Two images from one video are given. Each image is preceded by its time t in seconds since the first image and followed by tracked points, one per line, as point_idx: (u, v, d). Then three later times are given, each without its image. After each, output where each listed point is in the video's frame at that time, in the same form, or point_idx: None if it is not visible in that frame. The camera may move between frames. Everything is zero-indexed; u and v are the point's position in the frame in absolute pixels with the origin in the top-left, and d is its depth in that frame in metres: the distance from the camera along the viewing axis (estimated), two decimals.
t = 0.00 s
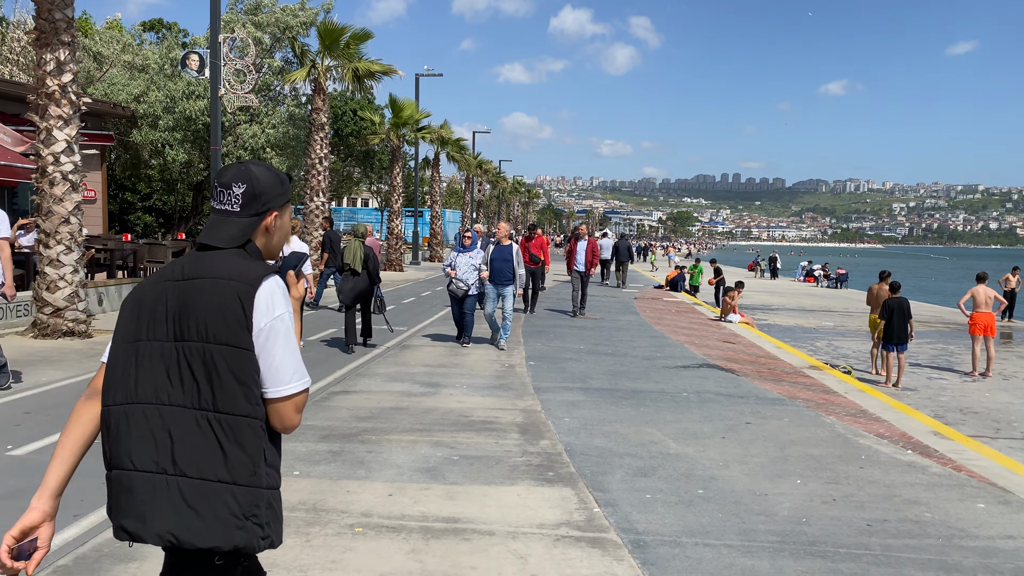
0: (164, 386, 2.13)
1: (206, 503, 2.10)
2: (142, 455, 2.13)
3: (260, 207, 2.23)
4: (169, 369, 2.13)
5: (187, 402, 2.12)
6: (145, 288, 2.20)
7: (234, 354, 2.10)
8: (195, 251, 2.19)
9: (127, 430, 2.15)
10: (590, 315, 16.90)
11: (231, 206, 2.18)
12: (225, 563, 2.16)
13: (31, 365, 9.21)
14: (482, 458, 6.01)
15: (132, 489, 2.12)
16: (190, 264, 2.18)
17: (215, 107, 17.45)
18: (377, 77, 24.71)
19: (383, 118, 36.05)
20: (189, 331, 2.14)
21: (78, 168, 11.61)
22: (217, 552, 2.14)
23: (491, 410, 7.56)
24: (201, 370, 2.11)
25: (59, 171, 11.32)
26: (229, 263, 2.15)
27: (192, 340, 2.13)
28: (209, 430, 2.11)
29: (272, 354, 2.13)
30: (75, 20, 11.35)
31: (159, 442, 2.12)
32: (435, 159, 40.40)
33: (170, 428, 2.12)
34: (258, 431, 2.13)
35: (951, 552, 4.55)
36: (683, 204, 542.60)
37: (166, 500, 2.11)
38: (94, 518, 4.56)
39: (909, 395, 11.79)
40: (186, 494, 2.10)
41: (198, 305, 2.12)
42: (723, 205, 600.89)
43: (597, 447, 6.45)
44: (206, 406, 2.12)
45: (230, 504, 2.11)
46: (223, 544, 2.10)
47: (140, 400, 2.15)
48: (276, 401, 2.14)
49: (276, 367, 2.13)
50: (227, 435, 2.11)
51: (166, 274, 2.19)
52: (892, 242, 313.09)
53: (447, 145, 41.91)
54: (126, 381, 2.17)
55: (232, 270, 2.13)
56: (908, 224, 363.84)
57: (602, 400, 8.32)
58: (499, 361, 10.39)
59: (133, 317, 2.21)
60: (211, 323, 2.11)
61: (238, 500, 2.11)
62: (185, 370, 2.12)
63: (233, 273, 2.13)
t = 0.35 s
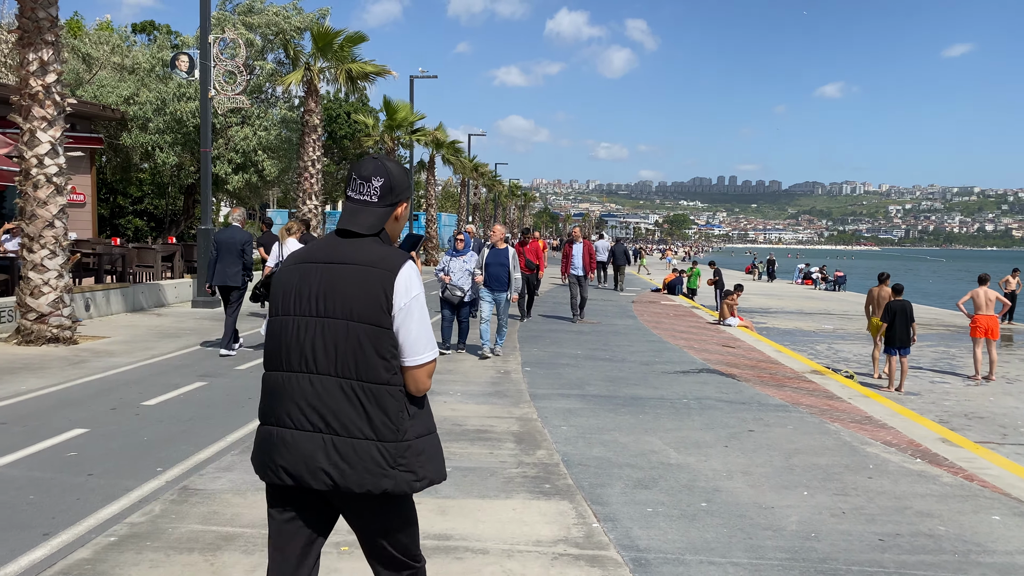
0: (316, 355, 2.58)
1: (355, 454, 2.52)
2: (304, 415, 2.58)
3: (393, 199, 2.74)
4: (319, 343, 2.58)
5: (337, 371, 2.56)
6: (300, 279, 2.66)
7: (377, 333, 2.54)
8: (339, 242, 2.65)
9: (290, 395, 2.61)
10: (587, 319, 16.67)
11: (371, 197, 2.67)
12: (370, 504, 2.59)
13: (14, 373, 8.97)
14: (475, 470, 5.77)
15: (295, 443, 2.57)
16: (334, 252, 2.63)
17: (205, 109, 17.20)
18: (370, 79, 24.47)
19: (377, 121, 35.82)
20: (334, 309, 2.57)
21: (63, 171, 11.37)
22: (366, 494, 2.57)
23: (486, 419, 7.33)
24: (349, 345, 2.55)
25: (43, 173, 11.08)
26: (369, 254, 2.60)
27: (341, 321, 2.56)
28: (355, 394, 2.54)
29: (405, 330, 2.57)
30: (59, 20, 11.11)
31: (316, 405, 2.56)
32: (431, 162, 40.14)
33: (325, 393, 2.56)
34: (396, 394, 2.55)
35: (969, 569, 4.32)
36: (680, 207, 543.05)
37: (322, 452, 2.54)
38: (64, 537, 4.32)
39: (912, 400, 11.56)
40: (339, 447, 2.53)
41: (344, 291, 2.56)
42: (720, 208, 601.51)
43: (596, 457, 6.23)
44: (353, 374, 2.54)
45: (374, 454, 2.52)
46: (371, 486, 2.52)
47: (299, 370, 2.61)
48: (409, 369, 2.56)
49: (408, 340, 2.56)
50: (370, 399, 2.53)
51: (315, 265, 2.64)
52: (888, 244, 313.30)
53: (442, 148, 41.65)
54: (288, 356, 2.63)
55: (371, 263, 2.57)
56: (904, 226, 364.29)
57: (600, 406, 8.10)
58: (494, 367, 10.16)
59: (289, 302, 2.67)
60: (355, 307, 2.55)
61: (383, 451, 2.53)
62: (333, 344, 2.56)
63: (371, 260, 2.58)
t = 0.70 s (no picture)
0: (455, 352, 2.84)
1: (491, 440, 2.82)
2: (442, 405, 2.85)
3: (516, 214, 3.00)
4: (457, 343, 2.84)
5: (475, 366, 2.84)
6: (434, 280, 2.91)
7: (511, 333, 2.83)
8: (471, 249, 2.90)
9: (428, 385, 2.87)
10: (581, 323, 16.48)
11: (500, 214, 2.91)
12: (498, 486, 2.89)
13: None
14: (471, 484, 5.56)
15: (434, 430, 2.84)
16: (467, 262, 2.89)
17: (192, 113, 16.93)
18: (360, 83, 24.24)
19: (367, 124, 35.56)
20: (471, 312, 2.84)
21: (45, 178, 11.10)
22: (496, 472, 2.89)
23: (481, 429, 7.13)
24: (485, 342, 2.83)
25: (24, 180, 10.81)
26: (502, 261, 2.88)
27: (476, 323, 2.83)
28: (490, 387, 2.84)
29: (532, 332, 2.88)
30: (40, 23, 10.86)
31: (454, 396, 2.84)
32: (422, 166, 39.89)
33: (463, 385, 2.84)
34: (525, 387, 2.88)
35: None
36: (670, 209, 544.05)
37: (461, 438, 2.83)
38: (35, 565, 4.09)
39: (912, 403, 11.41)
40: (476, 434, 2.82)
41: (481, 294, 2.84)
42: (710, 210, 602.91)
43: (595, 469, 6.03)
44: (488, 369, 2.84)
45: (508, 440, 2.84)
46: (504, 469, 2.84)
47: (436, 364, 2.86)
48: (534, 365, 2.89)
49: (536, 340, 2.88)
50: (504, 391, 2.84)
51: (450, 273, 2.89)
52: (878, 244, 314.49)
53: (433, 151, 41.41)
54: (423, 350, 2.89)
55: (503, 271, 2.86)
56: (894, 227, 365.80)
57: (598, 414, 7.91)
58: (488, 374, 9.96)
59: (424, 304, 2.91)
60: (491, 309, 2.83)
61: (515, 435, 2.85)
62: (471, 343, 2.84)
63: (504, 270, 2.86)
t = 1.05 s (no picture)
0: (541, 353, 2.96)
1: (584, 429, 2.93)
2: (534, 403, 2.93)
3: (577, 230, 3.17)
4: (543, 345, 2.96)
5: (561, 364, 2.95)
6: (511, 293, 3.03)
7: (589, 331, 2.99)
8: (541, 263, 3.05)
9: (519, 388, 2.94)
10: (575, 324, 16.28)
11: (565, 236, 3.04)
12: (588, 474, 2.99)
13: None
14: (463, 496, 5.35)
15: (530, 426, 2.91)
16: (542, 273, 3.03)
17: (179, 113, 16.67)
18: (351, 82, 24.01)
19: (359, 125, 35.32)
20: (552, 317, 2.98)
21: (26, 181, 10.84)
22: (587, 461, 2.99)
23: (473, 436, 6.92)
24: (566, 341, 2.97)
25: (5, 183, 10.56)
26: (570, 271, 3.05)
27: (557, 326, 2.97)
28: (577, 381, 2.95)
29: (601, 330, 3.05)
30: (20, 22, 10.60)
31: (547, 393, 2.93)
32: (414, 166, 39.65)
33: (553, 383, 2.94)
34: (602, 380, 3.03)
35: None
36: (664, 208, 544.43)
37: (557, 431, 2.91)
38: None
39: (912, 403, 11.24)
40: (570, 426, 2.92)
41: (558, 299, 2.99)
42: (704, 208, 603.69)
43: (591, 477, 5.82)
44: (574, 365, 2.95)
45: (596, 429, 2.96)
46: (598, 455, 2.94)
47: (524, 367, 2.95)
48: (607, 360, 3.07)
49: (604, 337, 3.05)
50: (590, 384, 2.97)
51: (526, 284, 3.02)
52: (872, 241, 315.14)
53: (426, 151, 41.17)
54: (511, 357, 2.97)
55: (574, 278, 3.03)
56: (887, 224, 366.61)
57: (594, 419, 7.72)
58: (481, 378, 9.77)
59: (505, 313, 3.02)
60: (570, 311, 2.98)
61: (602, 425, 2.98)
62: (555, 344, 2.96)
63: (575, 277, 3.03)
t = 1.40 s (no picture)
0: (597, 333, 3.40)
1: (629, 404, 3.38)
2: (587, 376, 3.39)
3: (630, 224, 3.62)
4: (598, 326, 3.41)
5: (614, 344, 3.40)
6: (572, 278, 3.47)
7: (639, 318, 3.44)
8: (602, 250, 3.50)
9: (575, 361, 3.41)
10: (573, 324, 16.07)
11: (623, 226, 3.52)
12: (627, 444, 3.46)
13: None
14: (454, 504, 5.13)
15: (581, 397, 3.37)
16: (601, 262, 3.48)
17: (169, 112, 16.42)
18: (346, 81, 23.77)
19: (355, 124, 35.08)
20: (609, 302, 3.42)
21: (10, 180, 10.61)
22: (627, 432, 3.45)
23: (466, 440, 6.71)
24: (620, 324, 3.42)
25: None
26: (626, 262, 3.49)
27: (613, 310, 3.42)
28: (626, 361, 3.41)
29: (651, 316, 3.49)
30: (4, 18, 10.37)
31: (599, 370, 3.38)
32: (411, 165, 39.39)
33: (605, 360, 3.39)
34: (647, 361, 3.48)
35: None
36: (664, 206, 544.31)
37: (604, 403, 3.36)
38: None
39: (916, 404, 11.03)
40: (617, 399, 3.37)
41: (616, 287, 3.43)
42: (703, 207, 603.49)
43: (586, 484, 5.61)
44: (624, 347, 3.41)
45: (640, 403, 3.41)
46: (639, 426, 3.41)
47: (580, 346, 3.41)
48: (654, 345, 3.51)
49: (652, 323, 3.49)
50: (637, 364, 3.43)
51: (588, 271, 3.47)
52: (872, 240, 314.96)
53: (423, 150, 40.94)
54: (569, 335, 3.43)
55: (631, 269, 3.47)
56: (886, 222, 366.41)
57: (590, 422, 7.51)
58: (475, 380, 9.56)
59: (566, 295, 3.47)
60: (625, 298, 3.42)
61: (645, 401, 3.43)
62: (609, 326, 3.41)
63: (630, 268, 3.48)
